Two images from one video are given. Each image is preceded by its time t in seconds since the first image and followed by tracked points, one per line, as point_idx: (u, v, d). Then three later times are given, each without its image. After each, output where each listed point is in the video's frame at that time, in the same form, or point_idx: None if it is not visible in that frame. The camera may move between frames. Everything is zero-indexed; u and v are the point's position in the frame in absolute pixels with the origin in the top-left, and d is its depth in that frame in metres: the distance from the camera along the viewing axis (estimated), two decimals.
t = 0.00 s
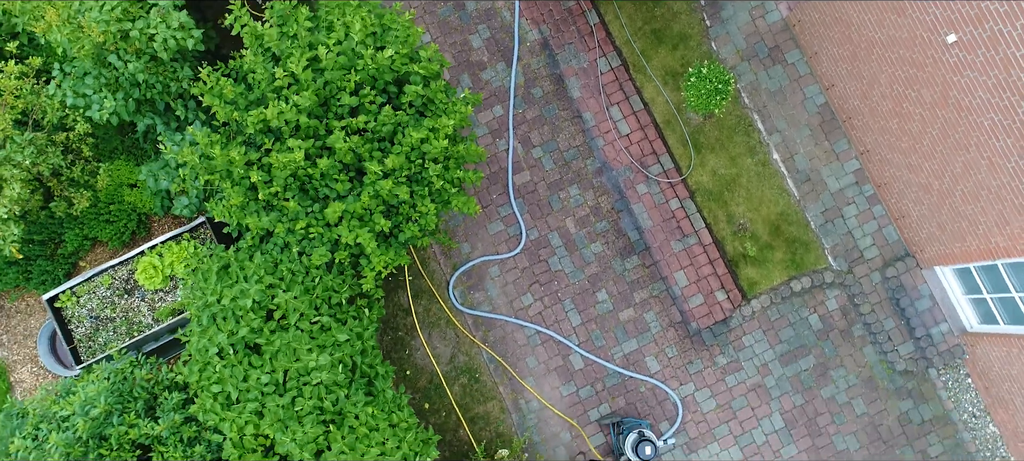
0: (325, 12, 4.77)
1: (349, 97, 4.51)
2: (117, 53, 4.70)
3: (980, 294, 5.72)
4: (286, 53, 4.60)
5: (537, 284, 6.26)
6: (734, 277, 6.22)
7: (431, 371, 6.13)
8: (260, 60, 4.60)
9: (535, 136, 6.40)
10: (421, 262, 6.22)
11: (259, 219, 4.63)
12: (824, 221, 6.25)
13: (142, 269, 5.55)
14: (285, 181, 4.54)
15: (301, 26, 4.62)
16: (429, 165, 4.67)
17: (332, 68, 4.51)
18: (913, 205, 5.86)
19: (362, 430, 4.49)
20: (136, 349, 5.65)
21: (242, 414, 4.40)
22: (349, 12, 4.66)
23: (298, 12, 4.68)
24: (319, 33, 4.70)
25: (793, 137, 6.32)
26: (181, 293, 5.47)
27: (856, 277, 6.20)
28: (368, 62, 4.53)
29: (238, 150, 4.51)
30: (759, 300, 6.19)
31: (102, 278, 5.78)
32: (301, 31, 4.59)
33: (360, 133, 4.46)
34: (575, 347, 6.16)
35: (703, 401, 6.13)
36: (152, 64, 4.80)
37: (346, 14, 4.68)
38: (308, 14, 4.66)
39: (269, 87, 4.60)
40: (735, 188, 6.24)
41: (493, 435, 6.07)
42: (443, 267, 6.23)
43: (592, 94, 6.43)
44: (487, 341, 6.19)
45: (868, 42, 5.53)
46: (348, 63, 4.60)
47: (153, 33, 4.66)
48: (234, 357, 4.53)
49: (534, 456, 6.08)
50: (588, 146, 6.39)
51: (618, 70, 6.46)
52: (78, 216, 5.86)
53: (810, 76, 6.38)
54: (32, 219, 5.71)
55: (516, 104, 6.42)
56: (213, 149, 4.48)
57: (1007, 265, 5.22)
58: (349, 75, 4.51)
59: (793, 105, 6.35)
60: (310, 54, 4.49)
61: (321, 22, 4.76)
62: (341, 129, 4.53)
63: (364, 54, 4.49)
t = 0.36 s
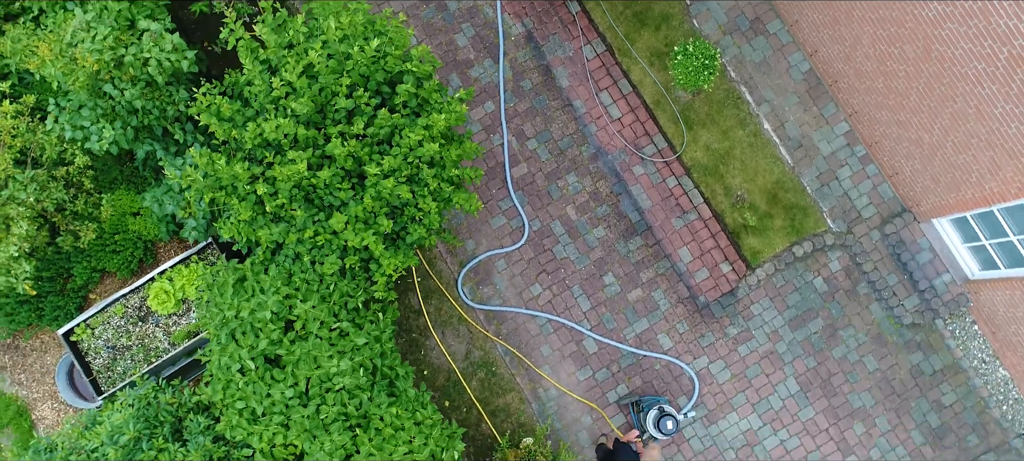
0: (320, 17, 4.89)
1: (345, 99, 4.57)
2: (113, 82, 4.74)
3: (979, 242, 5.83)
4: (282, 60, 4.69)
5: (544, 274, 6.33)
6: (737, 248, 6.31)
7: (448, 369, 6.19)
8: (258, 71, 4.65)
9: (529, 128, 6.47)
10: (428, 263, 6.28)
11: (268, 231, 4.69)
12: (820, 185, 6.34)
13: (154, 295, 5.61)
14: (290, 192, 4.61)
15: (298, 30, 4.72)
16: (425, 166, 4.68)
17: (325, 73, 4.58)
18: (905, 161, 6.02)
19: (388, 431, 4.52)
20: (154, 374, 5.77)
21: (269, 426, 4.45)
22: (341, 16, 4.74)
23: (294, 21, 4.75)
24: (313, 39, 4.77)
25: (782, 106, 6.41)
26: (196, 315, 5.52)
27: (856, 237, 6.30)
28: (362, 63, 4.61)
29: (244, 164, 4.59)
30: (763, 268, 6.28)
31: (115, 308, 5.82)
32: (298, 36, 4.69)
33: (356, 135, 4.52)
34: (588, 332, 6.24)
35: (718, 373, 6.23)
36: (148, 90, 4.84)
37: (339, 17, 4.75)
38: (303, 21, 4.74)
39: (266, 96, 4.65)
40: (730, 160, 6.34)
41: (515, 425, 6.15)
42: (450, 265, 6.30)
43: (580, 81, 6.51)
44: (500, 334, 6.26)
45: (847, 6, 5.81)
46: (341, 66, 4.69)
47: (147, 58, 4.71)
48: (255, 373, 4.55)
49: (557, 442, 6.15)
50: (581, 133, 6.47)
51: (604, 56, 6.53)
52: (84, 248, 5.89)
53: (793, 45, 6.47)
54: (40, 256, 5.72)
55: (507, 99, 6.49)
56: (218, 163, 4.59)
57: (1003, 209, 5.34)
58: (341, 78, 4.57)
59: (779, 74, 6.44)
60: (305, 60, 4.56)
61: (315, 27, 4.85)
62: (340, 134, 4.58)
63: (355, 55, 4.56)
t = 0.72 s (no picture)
0: (292, 38, 4.87)
1: (331, 116, 4.62)
2: (102, 121, 4.79)
3: (965, 183, 5.95)
4: (262, 88, 4.71)
5: (546, 263, 6.41)
6: (731, 217, 6.42)
7: (462, 367, 6.27)
8: (241, 99, 4.70)
9: (514, 121, 6.55)
10: (431, 265, 6.36)
11: (271, 253, 4.74)
12: (805, 146, 6.46)
13: (164, 328, 5.64)
14: (288, 211, 4.63)
15: (271, 60, 4.73)
16: (419, 170, 4.74)
17: (307, 92, 4.61)
18: (885, 112, 6.15)
19: (414, 431, 4.61)
20: (173, 405, 5.82)
21: (296, 441, 4.53)
22: (315, 34, 4.77)
23: (268, 46, 4.76)
24: (290, 62, 4.78)
25: (759, 73, 6.52)
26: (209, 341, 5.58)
27: (845, 192, 6.42)
28: (343, 78, 4.65)
29: (240, 191, 4.63)
30: (759, 233, 6.38)
31: (127, 345, 5.84)
32: (273, 63, 4.70)
33: (347, 149, 4.56)
34: (595, 315, 6.33)
35: (726, 341, 6.33)
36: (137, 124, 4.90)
37: (312, 36, 4.79)
38: (276, 46, 4.75)
39: (252, 122, 4.68)
40: (714, 132, 6.44)
41: (534, 415, 6.24)
42: (452, 265, 6.38)
43: (559, 71, 6.59)
44: (509, 327, 6.34)
45: None
46: (322, 84, 4.72)
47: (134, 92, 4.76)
48: (276, 390, 4.62)
49: (577, 426, 6.25)
50: (566, 121, 6.55)
51: (580, 43, 6.62)
52: (89, 290, 5.93)
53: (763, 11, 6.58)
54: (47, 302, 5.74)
55: (489, 95, 6.56)
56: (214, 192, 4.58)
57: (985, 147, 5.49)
58: (324, 95, 4.62)
59: (752, 42, 6.55)
60: (284, 84, 4.61)
61: (291, 50, 4.85)
62: (331, 150, 4.62)
63: (335, 71, 4.61)
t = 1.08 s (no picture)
0: (272, 61, 4.91)
1: (322, 132, 4.68)
2: (96, 163, 4.85)
3: (946, 128, 6.07)
4: (250, 113, 4.76)
5: (546, 254, 6.50)
6: (721, 188, 6.52)
7: (475, 365, 6.35)
8: (230, 128, 4.75)
9: (499, 118, 6.63)
10: (433, 269, 6.42)
11: (278, 274, 4.80)
12: (786, 110, 6.56)
13: (178, 360, 5.69)
14: (291, 231, 4.68)
15: (256, 83, 4.78)
16: (415, 176, 4.81)
17: (295, 112, 4.66)
18: (859, 68, 6.27)
19: (438, 430, 4.70)
20: (195, 435, 5.90)
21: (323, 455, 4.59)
22: (295, 54, 4.83)
23: (251, 73, 4.79)
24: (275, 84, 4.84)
25: (732, 43, 6.62)
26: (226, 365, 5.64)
27: (830, 151, 6.53)
28: (329, 94, 4.72)
29: (239, 217, 4.67)
30: (750, 201, 6.49)
31: (143, 381, 5.88)
32: (258, 88, 4.74)
33: (342, 163, 4.62)
34: (600, 299, 6.42)
35: (731, 309, 6.43)
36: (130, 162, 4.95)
37: (293, 57, 4.84)
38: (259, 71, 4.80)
39: (243, 147, 4.73)
40: (695, 106, 6.54)
41: (551, 404, 6.32)
42: (454, 267, 6.45)
43: (537, 63, 6.68)
44: (517, 320, 6.42)
45: None
46: (309, 102, 4.78)
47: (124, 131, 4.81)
48: (298, 407, 4.68)
49: (595, 410, 6.34)
50: (549, 112, 6.63)
51: (554, 34, 6.71)
52: (99, 332, 5.97)
53: None
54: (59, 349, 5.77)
55: (471, 95, 6.64)
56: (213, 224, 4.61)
57: (962, 93, 5.61)
58: (313, 113, 4.68)
59: (722, 15, 6.66)
60: (271, 106, 4.66)
61: (272, 72, 4.91)
62: (325, 166, 4.67)
63: (321, 88, 4.67)
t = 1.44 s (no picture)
0: (263, 79, 4.97)
1: (319, 148, 4.75)
2: (98, 198, 4.91)
3: (926, 87, 6.18)
4: (246, 133, 4.83)
5: (547, 247, 6.58)
6: (713, 166, 6.62)
7: (488, 363, 6.44)
8: (228, 151, 4.82)
9: (488, 118, 6.71)
10: (437, 272, 6.50)
11: (288, 290, 4.88)
12: (769, 83, 6.66)
13: (195, 385, 5.75)
14: (297, 247, 4.75)
15: (249, 102, 4.85)
16: (414, 182, 4.88)
17: (291, 129, 4.73)
18: (837, 36, 6.37)
19: (459, 428, 4.78)
20: (217, 456, 5.94)
21: None
22: (286, 72, 4.89)
23: (243, 92, 4.84)
24: (268, 102, 4.90)
25: (710, 23, 6.72)
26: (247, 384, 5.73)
27: (816, 120, 6.64)
28: (322, 110, 4.78)
29: (245, 237, 4.74)
30: (742, 176, 6.59)
31: (162, 410, 5.96)
32: (253, 109, 4.80)
33: (342, 176, 4.69)
34: (604, 286, 6.51)
35: (733, 283, 6.53)
36: (131, 194, 5.02)
37: (284, 75, 4.91)
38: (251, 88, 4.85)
39: (243, 168, 4.80)
40: (680, 88, 6.63)
41: (566, 394, 6.41)
42: (457, 268, 6.52)
43: (520, 60, 6.76)
44: (525, 315, 6.51)
45: None
46: (304, 118, 4.85)
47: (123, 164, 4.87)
48: (319, 418, 4.75)
49: (609, 396, 6.43)
50: (537, 107, 6.71)
51: (534, 29, 6.78)
52: (114, 365, 6.03)
53: None
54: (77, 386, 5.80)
55: (458, 98, 6.71)
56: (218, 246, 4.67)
57: (939, 51, 5.72)
58: (309, 130, 4.74)
59: None
60: (267, 126, 4.72)
61: (264, 91, 4.97)
62: (325, 180, 4.75)
63: (315, 105, 4.74)
